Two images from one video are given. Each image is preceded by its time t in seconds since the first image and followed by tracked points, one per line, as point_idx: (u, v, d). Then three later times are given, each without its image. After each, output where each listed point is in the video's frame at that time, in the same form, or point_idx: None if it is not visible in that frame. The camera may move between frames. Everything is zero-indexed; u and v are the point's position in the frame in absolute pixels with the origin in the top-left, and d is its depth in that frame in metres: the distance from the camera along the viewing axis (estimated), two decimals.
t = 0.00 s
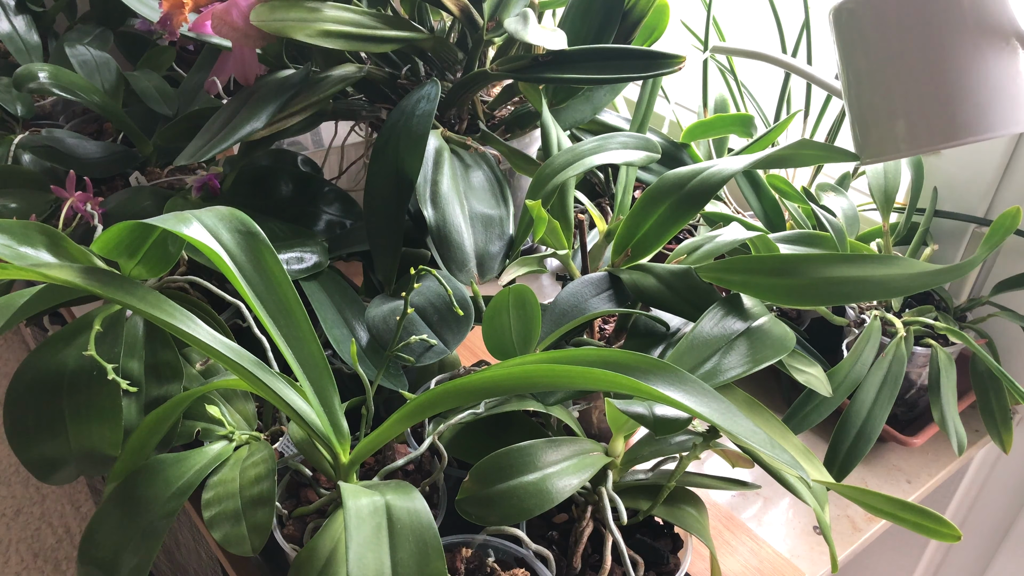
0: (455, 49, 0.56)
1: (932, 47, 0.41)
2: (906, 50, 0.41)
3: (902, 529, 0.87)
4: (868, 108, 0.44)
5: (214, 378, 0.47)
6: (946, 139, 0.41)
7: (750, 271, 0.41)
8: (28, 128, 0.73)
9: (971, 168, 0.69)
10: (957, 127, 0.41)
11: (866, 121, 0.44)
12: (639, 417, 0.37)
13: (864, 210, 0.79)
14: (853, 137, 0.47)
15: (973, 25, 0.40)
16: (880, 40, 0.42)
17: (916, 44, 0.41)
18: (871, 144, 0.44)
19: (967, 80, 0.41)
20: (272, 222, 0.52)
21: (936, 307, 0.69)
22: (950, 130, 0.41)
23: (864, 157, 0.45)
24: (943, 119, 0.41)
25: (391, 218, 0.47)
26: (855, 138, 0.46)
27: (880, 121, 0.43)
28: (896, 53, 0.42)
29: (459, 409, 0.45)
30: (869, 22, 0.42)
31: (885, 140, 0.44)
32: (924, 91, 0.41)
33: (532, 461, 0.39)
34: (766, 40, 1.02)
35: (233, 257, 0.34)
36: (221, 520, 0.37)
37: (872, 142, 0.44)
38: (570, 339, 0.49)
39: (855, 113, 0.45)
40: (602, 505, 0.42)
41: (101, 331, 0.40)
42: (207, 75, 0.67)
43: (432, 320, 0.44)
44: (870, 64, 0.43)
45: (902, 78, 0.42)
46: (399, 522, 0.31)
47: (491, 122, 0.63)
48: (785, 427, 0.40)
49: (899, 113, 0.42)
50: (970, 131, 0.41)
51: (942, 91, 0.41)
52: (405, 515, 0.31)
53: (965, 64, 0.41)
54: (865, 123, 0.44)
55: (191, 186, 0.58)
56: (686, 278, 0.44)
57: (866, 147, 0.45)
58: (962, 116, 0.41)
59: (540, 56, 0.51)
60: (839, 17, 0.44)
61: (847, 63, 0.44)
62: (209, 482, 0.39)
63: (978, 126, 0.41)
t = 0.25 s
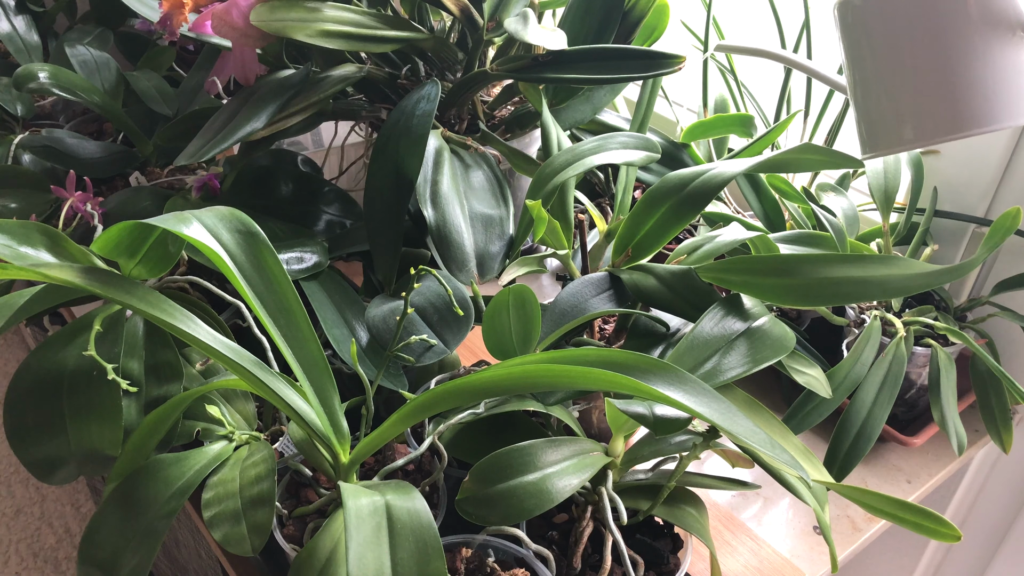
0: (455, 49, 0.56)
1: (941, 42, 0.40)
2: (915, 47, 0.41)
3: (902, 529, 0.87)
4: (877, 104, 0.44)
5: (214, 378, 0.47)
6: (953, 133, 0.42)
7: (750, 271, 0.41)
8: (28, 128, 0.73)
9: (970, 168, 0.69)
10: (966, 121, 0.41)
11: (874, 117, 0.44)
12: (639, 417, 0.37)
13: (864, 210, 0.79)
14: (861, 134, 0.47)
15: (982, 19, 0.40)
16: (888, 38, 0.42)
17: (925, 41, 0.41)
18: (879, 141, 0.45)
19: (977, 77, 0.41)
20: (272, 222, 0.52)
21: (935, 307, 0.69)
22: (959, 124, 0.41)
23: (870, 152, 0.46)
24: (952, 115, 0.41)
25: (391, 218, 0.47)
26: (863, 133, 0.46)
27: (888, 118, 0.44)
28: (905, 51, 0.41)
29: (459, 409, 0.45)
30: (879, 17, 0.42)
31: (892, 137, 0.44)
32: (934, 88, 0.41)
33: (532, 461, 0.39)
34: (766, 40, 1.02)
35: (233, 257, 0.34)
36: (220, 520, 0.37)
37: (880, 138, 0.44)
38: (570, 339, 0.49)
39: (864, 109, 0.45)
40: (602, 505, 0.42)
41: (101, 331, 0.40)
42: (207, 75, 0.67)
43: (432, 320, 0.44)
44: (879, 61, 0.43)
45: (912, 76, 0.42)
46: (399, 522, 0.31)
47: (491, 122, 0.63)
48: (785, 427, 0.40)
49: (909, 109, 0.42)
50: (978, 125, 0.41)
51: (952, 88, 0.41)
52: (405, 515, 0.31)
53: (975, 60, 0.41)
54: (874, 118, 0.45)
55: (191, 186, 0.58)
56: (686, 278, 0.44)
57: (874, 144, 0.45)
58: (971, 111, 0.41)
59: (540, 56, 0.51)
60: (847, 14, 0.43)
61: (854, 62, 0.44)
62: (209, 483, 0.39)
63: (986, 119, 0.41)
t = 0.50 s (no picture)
0: (455, 49, 0.56)
1: (943, 39, 0.40)
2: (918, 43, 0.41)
3: (902, 529, 0.87)
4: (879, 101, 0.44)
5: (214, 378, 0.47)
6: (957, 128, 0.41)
7: (750, 271, 0.41)
8: (28, 128, 0.73)
9: (970, 168, 0.69)
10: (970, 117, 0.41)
11: (877, 114, 0.44)
12: (639, 417, 0.37)
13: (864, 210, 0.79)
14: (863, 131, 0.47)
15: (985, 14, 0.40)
16: (890, 35, 0.42)
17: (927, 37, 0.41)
18: (881, 138, 0.44)
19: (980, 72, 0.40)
20: (272, 222, 0.52)
21: (935, 307, 0.69)
22: (962, 120, 0.41)
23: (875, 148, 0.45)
24: (955, 110, 0.41)
25: (391, 218, 0.47)
26: (865, 130, 0.46)
27: (890, 114, 0.43)
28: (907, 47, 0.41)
29: (459, 409, 0.45)
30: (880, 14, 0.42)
31: (895, 133, 0.44)
32: (937, 85, 0.41)
33: (532, 461, 0.39)
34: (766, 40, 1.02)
35: (233, 257, 0.34)
36: (220, 520, 0.37)
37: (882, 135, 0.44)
38: (570, 339, 0.49)
39: (866, 106, 0.45)
40: (602, 505, 0.42)
41: (101, 331, 0.40)
42: (207, 75, 0.67)
43: (432, 320, 0.44)
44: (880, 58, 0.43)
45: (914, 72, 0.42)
46: (399, 522, 0.31)
47: (491, 122, 0.63)
48: (785, 427, 0.40)
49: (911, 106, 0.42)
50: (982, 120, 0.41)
51: (955, 85, 0.41)
52: (405, 515, 0.31)
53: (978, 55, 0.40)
54: (875, 115, 0.45)
55: (191, 186, 0.58)
56: (686, 278, 0.44)
57: (876, 141, 0.45)
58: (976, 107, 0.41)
59: (540, 56, 0.51)
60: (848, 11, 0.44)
61: (855, 59, 0.44)
62: (209, 483, 0.39)
63: (990, 115, 0.41)
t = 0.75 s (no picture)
0: (455, 49, 0.56)
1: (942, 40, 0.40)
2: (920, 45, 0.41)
3: (903, 529, 0.87)
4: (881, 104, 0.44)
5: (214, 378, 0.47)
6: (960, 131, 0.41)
7: (750, 271, 0.41)
8: (28, 128, 0.73)
9: (970, 168, 0.69)
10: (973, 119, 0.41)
11: (878, 117, 0.44)
12: (639, 417, 0.37)
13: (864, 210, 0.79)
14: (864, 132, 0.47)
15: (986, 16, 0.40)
16: (891, 39, 0.42)
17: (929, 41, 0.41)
18: (881, 138, 0.45)
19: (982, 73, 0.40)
20: (272, 222, 0.52)
21: (936, 307, 0.69)
22: (963, 122, 0.41)
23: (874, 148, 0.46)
24: (957, 113, 0.41)
25: (391, 218, 0.47)
26: (868, 132, 0.46)
27: (892, 118, 0.43)
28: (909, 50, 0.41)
29: (459, 409, 0.45)
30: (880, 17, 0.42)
31: (896, 135, 0.44)
32: (938, 86, 0.41)
33: (532, 461, 0.39)
34: (766, 40, 1.02)
35: (233, 257, 0.34)
36: (220, 520, 0.37)
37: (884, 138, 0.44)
38: (570, 339, 0.49)
39: (867, 109, 0.45)
40: (602, 505, 0.42)
41: (101, 331, 0.40)
42: (207, 75, 0.67)
43: (432, 320, 0.44)
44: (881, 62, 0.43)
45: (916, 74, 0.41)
46: (399, 522, 0.31)
47: (491, 122, 0.63)
48: (784, 426, 0.40)
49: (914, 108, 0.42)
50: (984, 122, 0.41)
51: (958, 87, 0.41)
52: (405, 514, 0.31)
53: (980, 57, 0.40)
54: (876, 118, 0.45)
55: (191, 186, 0.58)
56: (686, 278, 0.44)
57: (878, 143, 0.45)
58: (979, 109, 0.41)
59: (540, 56, 0.51)
60: (849, 15, 0.43)
61: (856, 62, 0.44)
62: (209, 483, 0.39)
63: (991, 116, 0.41)
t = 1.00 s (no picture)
0: (455, 49, 0.56)
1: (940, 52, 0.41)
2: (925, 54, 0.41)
3: (903, 529, 0.87)
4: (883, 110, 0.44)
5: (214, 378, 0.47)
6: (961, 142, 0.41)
7: (749, 271, 0.41)
8: (28, 128, 0.73)
9: (971, 168, 0.69)
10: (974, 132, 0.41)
11: (877, 124, 0.45)
12: (639, 417, 0.37)
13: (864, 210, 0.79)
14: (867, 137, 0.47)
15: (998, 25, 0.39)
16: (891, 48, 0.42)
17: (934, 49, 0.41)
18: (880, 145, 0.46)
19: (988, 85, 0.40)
20: (272, 222, 0.52)
21: (936, 307, 0.69)
22: (953, 134, 0.41)
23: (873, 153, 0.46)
24: (948, 125, 0.41)
25: (391, 218, 0.47)
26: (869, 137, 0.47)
27: (892, 125, 0.44)
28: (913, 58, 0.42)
29: (459, 409, 0.45)
30: (887, 24, 0.42)
31: (896, 143, 0.44)
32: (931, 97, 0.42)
33: (532, 461, 0.39)
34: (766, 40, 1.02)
35: (233, 257, 0.34)
36: (220, 520, 0.37)
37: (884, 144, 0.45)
38: (570, 339, 0.49)
39: (869, 114, 0.46)
40: (602, 505, 0.42)
41: (101, 331, 0.40)
42: (207, 75, 0.67)
43: (432, 320, 0.44)
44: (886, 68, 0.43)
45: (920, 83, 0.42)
46: (399, 522, 0.31)
47: (491, 122, 0.63)
48: (784, 426, 0.40)
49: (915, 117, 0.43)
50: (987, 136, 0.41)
51: (962, 98, 0.41)
52: (405, 514, 0.31)
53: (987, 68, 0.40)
54: (878, 123, 0.45)
55: (191, 186, 0.58)
56: (686, 278, 0.44)
57: (877, 150, 0.46)
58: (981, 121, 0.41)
59: (540, 56, 0.51)
60: (857, 19, 0.44)
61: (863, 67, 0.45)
62: (209, 483, 0.39)
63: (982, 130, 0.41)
